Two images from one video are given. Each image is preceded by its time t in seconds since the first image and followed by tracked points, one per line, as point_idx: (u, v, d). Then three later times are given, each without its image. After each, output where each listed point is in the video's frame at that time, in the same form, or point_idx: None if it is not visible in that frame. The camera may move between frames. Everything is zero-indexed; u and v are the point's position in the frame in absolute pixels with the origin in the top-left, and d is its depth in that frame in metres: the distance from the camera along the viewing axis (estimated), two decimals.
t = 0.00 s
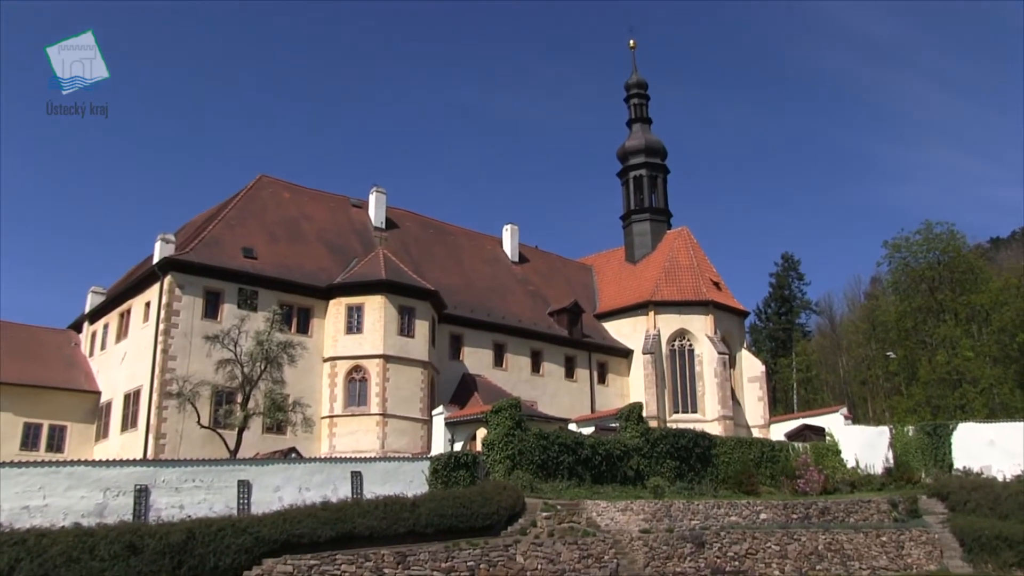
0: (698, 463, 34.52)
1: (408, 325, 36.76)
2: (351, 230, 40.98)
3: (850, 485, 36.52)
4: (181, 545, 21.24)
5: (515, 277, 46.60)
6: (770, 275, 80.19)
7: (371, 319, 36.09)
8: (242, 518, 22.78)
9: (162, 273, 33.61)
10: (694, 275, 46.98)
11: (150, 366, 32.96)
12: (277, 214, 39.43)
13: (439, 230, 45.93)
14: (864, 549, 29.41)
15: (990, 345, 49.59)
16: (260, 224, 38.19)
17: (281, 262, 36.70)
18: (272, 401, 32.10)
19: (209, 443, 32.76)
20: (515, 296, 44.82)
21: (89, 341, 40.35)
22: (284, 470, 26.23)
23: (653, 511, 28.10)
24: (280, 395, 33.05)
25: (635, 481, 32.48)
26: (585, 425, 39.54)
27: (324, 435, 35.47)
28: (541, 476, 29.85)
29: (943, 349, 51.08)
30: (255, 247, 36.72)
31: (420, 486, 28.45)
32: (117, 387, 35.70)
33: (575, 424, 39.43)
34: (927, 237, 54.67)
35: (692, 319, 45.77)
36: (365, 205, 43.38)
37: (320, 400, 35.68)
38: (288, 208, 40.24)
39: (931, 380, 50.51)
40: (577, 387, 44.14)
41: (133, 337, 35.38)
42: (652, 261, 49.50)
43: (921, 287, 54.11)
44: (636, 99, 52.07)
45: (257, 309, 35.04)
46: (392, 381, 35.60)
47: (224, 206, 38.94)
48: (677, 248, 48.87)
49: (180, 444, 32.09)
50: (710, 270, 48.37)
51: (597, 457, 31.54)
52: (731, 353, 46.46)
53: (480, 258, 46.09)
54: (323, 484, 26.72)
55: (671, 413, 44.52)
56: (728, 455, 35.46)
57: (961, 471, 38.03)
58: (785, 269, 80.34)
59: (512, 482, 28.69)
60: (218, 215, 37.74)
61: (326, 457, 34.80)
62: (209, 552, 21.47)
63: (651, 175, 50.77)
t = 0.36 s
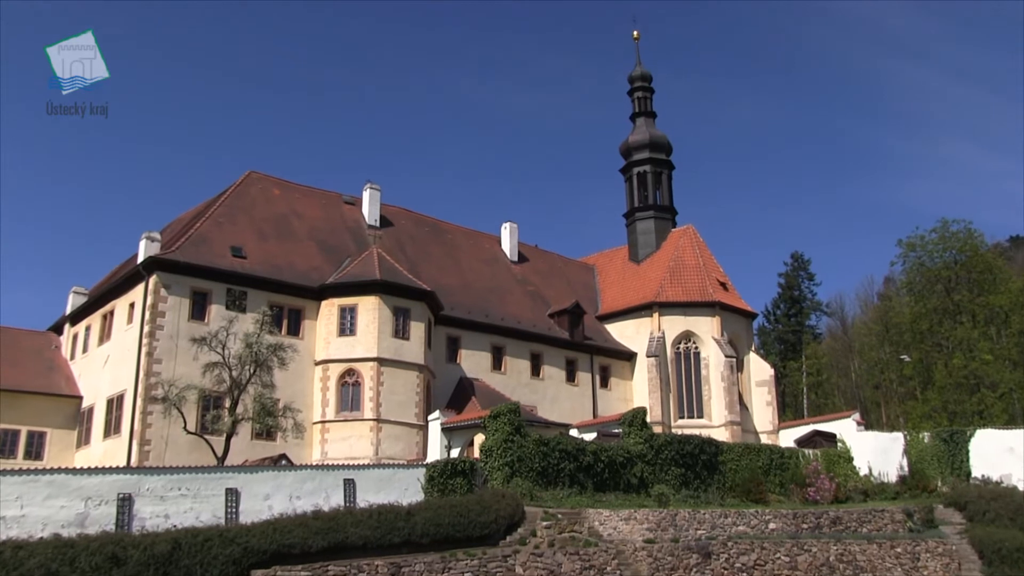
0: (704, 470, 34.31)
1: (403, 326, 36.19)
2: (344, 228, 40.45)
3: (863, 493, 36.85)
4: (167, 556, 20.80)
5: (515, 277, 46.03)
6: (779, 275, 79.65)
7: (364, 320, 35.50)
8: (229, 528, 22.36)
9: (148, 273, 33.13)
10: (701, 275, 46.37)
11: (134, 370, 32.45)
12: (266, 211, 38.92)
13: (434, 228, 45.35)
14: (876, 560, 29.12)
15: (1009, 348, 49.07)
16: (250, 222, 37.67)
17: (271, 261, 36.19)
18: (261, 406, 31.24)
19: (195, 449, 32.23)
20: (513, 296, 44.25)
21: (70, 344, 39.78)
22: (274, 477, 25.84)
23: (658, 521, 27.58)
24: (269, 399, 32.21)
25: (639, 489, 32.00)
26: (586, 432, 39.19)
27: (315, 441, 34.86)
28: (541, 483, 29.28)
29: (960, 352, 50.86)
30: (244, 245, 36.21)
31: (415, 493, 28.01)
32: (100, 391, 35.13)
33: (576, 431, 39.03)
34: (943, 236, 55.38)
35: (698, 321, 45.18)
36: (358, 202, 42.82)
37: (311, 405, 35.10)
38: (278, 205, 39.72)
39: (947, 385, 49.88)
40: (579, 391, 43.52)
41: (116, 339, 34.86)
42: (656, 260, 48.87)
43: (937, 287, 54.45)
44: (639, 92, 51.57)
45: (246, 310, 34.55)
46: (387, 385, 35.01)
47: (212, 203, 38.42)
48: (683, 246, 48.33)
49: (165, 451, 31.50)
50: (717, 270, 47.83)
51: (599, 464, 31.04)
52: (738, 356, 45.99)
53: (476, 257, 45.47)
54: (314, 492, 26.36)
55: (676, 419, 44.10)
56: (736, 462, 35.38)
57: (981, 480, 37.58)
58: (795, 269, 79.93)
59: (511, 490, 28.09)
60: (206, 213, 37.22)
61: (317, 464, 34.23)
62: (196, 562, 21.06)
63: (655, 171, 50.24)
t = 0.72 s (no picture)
0: (710, 477, 33.92)
1: (398, 328, 35.64)
2: (337, 226, 39.89)
3: (877, 502, 35.92)
4: (152, 567, 20.23)
5: (514, 277, 45.49)
6: (788, 274, 79.08)
7: (358, 322, 34.96)
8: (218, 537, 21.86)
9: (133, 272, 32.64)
10: (708, 274, 45.83)
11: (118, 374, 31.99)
12: (256, 208, 38.38)
13: (430, 226, 44.78)
14: (890, 570, 28.30)
15: None
16: (239, 220, 37.14)
17: (262, 261, 35.66)
18: (251, 412, 30.87)
19: (182, 456, 31.78)
20: (512, 296, 43.66)
21: (50, 346, 39.21)
22: (264, 485, 25.33)
23: (662, 530, 27.30)
24: (259, 405, 31.79)
25: (642, 496, 31.56)
26: (588, 437, 38.72)
27: (307, 448, 34.30)
28: (541, 491, 28.73)
29: (977, 354, 50.45)
30: (234, 243, 35.70)
31: (412, 502, 27.50)
32: (82, 395, 34.57)
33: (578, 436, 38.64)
34: (959, 234, 55.40)
35: (704, 323, 44.65)
36: (352, 199, 42.26)
37: (303, 410, 34.56)
38: (268, 202, 39.19)
39: (964, 390, 49.51)
40: (580, 395, 42.99)
41: (99, 341, 34.36)
42: (661, 260, 48.25)
43: (954, 287, 54.03)
44: (643, 85, 51.11)
45: (235, 312, 34.02)
46: (381, 388, 34.46)
47: (200, 200, 37.91)
48: (689, 245, 47.80)
49: (150, 458, 31.01)
50: (725, 270, 47.34)
51: (602, 471, 30.53)
52: (746, 359, 45.54)
53: (474, 257, 44.87)
54: (306, 500, 25.88)
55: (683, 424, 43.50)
56: (743, 469, 34.79)
57: (998, 488, 37.88)
58: (804, 269, 79.42)
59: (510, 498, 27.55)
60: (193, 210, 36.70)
61: (309, 471, 33.68)
62: (182, 573, 20.49)
63: (660, 167, 49.70)
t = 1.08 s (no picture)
0: (717, 485, 33.38)
1: (394, 330, 35.10)
2: (330, 224, 39.36)
3: (891, 512, 35.72)
4: None
5: (514, 277, 44.97)
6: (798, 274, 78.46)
7: (352, 324, 34.42)
8: (206, 547, 21.40)
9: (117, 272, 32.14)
10: (714, 274, 45.31)
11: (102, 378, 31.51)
12: (246, 206, 37.85)
13: (426, 224, 44.23)
14: None
15: None
16: (229, 218, 36.62)
17: (252, 260, 35.14)
18: (241, 416, 30.61)
19: (169, 462, 31.33)
20: (510, 296, 43.12)
21: (31, 349, 38.66)
22: (254, 493, 24.84)
23: (667, 539, 26.62)
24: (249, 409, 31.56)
25: (647, 504, 31.08)
26: (592, 443, 38.19)
27: (299, 454, 33.79)
28: (541, 499, 28.23)
29: (995, 357, 50.33)
30: (223, 242, 35.18)
31: (408, 510, 27.00)
32: (65, 399, 34.04)
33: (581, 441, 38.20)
34: (977, 232, 55.31)
35: (711, 324, 44.14)
36: (345, 195, 41.71)
37: (295, 415, 34.09)
38: (258, 199, 38.66)
39: (981, 395, 49.17)
40: (582, 399, 42.46)
41: (82, 343, 33.86)
42: (666, 260, 47.68)
43: (971, 287, 53.87)
44: (648, 78, 50.65)
45: (224, 313, 33.54)
46: (375, 392, 33.93)
47: (189, 196, 37.40)
48: (695, 244, 47.25)
49: (136, 465, 30.59)
50: (732, 270, 46.83)
51: (604, 478, 30.06)
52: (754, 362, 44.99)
53: (472, 256, 44.29)
54: (298, 508, 25.40)
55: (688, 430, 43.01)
56: (751, 477, 34.41)
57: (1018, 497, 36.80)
58: (815, 269, 78.82)
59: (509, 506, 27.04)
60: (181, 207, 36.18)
61: (301, 478, 33.18)
62: None
63: (665, 163, 49.16)
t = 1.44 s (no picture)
0: (723, 492, 32.89)
1: (389, 332, 34.60)
2: (323, 222, 38.85)
3: (904, 519, 35.59)
4: None
5: (513, 277, 44.48)
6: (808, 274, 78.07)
7: (345, 326, 33.90)
8: (192, 557, 20.89)
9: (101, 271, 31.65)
10: (721, 275, 44.80)
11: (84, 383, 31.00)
12: (236, 203, 37.34)
13: (422, 222, 43.72)
14: None
15: None
16: (218, 216, 36.11)
17: (241, 259, 34.65)
18: (230, 421, 30.33)
19: (154, 469, 30.79)
20: (508, 296, 42.62)
21: (12, 351, 38.08)
22: (244, 501, 24.52)
23: (671, 548, 26.25)
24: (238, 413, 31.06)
25: (650, 511, 30.63)
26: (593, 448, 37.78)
27: (290, 460, 33.29)
28: (541, 506, 27.73)
29: (1011, 360, 50.42)
30: (211, 240, 34.68)
31: (402, 517, 26.88)
32: (47, 404, 33.47)
33: (582, 446, 37.78)
34: (993, 230, 54.81)
35: (717, 325, 43.67)
36: (338, 192, 41.19)
37: (286, 420, 33.55)
38: (248, 197, 38.15)
39: (998, 400, 49.27)
40: (584, 403, 41.99)
41: (64, 346, 33.33)
42: (669, 261, 47.20)
43: (987, 288, 53.60)
44: (652, 71, 50.21)
45: (213, 314, 33.05)
46: (369, 396, 33.43)
47: (177, 193, 36.90)
48: (700, 243, 46.73)
49: (120, 471, 30.09)
50: (739, 270, 46.35)
51: (607, 485, 29.58)
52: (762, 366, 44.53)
53: (468, 255, 43.77)
54: (289, 516, 25.11)
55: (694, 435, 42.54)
56: (759, 483, 33.89)
57: None
58: (825, 268, 78.46)
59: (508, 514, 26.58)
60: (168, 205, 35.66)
61: (292, 484, 32.70)
62: None
63: (670, 159, 48.71)
